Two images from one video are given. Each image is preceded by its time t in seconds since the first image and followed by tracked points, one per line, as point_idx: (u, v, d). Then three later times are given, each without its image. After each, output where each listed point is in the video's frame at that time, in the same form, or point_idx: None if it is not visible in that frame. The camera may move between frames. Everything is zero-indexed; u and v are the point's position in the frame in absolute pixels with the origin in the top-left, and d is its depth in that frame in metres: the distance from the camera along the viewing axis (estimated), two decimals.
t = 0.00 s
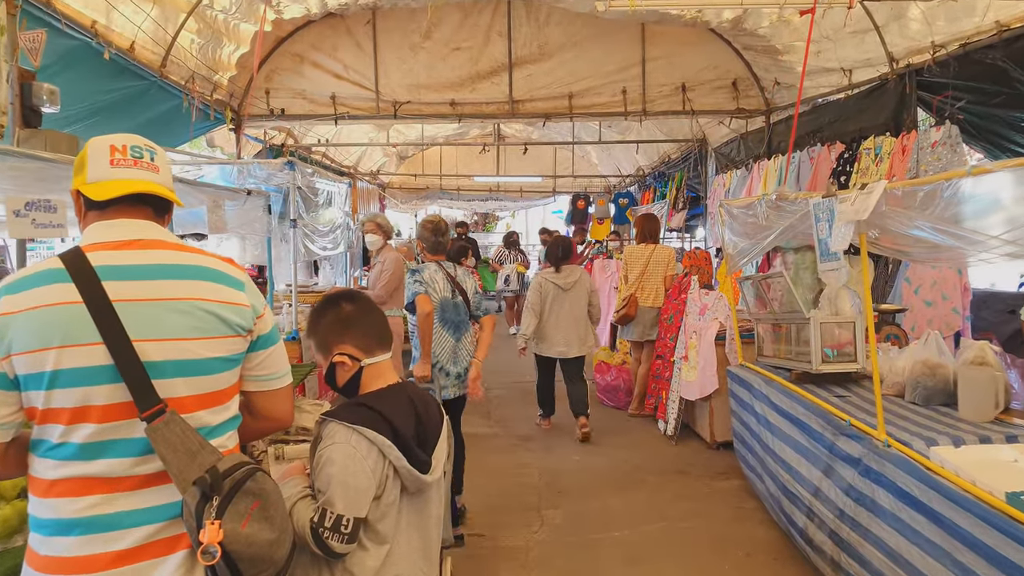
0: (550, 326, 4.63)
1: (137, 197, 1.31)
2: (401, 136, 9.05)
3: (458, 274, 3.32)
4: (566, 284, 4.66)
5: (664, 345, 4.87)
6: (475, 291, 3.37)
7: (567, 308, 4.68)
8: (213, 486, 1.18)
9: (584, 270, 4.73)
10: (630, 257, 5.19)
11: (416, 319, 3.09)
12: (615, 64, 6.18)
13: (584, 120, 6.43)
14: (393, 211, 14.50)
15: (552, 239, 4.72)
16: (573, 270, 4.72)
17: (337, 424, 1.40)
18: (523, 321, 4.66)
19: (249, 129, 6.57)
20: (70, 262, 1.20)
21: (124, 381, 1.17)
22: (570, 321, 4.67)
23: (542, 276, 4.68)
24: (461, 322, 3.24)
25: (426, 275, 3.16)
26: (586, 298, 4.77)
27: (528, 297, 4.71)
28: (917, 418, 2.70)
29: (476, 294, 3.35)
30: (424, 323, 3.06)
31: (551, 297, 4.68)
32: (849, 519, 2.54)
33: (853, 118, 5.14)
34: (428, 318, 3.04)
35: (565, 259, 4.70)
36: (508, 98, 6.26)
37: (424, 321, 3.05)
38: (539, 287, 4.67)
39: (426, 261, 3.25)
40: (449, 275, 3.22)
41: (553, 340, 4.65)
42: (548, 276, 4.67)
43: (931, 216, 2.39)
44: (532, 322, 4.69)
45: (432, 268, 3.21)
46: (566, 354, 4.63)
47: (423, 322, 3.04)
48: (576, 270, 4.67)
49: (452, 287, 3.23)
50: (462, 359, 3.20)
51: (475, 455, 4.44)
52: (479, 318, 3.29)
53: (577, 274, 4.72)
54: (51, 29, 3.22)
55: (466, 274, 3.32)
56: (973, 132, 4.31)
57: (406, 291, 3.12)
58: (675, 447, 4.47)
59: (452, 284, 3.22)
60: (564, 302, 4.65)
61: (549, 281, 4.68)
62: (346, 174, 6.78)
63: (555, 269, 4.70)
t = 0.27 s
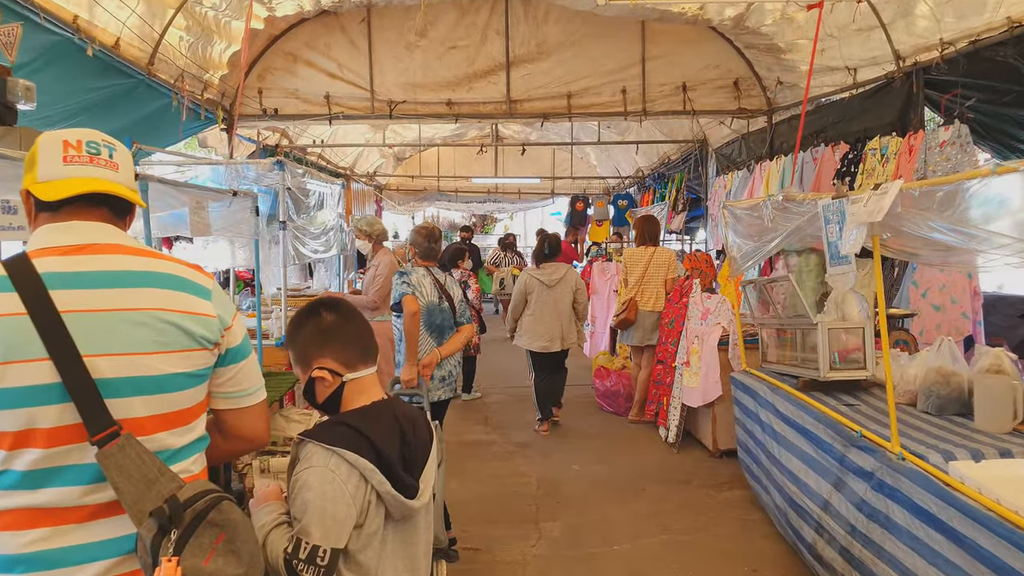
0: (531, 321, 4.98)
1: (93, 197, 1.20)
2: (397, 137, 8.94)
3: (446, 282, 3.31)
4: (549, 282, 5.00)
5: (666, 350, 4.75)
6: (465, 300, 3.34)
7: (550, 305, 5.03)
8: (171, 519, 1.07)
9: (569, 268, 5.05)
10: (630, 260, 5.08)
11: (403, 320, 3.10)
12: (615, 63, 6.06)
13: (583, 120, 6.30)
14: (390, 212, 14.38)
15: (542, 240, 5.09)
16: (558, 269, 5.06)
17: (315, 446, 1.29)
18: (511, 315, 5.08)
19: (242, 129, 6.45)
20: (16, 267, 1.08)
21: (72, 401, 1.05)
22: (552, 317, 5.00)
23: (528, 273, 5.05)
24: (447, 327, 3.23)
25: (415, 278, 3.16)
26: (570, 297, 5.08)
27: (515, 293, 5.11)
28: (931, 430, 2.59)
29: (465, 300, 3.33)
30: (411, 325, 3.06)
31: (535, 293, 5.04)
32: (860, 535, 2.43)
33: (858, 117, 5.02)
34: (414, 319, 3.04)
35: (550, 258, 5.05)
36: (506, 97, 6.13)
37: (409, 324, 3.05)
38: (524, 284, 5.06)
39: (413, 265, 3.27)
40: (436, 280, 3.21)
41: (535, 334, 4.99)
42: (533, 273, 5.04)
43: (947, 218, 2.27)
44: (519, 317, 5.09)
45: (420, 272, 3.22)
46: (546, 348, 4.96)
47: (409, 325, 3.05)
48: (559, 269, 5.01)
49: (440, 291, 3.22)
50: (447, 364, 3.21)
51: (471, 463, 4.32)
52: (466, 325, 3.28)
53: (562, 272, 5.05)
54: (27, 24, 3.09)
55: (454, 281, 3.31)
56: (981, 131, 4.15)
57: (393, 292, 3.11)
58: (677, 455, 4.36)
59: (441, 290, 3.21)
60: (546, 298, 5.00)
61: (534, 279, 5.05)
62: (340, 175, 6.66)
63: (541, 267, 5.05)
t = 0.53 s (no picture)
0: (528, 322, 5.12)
1: (35, 190, 1.06)
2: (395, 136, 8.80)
3: (433, 279, 3.41)
4: (546, 285, 5.17)
5: (670, 355, 4.62)
6: (448, 297, 3.46)
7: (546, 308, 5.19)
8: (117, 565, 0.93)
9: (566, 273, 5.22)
10: (632, 261, 4.95)
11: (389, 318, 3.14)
12: (617, 61, 5.93)
13: (584, 118, 6.16)
14: (388, 213, 14.25)
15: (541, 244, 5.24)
16: (555, 273, 5.24)
17: (292, 475, 1.15)
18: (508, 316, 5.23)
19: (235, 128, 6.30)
20: None
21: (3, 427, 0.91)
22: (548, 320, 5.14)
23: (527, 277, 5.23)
24: (431, 324, 3.36)
25: (399, 277, 3.24)
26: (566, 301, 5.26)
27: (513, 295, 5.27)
28: (955, 442, 2.45)
29: (448, 297, 3.44)
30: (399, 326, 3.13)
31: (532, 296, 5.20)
32: (882, 555, 2.28)
33: (868, 115, 4.89)
34: (402, 320, 3.11)
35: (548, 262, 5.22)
36: (506, 95, 6.00)
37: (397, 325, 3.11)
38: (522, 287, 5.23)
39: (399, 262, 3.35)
40: (421, 279, 3.31)
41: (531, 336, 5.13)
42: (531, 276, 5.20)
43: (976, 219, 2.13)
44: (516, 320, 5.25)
45: (406, 269, 3.30)
46: (541, 350, 5.10)
47: (397, 325, 3.11)
48: (557, 274, 5.19)
49: (424, 288, 3.32)
50: (431, 358, 3.38)
51: (470, 472, 4.18)
52: (450, 321, 3.43)
53: (559, 276, 5.22)
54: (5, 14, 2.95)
55: (438, 280, 3.41)
56: (996, 131, 3.99)
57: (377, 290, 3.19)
58: (682, 464, 4.22)
59: (425, 287, 3.31)
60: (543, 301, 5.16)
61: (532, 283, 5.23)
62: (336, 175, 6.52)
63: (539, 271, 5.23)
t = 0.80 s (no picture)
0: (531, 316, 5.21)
1: None
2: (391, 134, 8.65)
3: (414, 279, 3.34)
4: (548, 279, 5.29)
5: (677, 359, 4.45)
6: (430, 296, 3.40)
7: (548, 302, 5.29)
8: None
9: (567, 268, 5.35)
10: (636, 261, 4.79)
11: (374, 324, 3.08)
12: (619, 54, 5.77)
13: (587, 114, 5.99)
14: (386, 213, 14.08)
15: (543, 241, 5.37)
16: (557, 269, 5.36)
17: (267, 507, 1.02)
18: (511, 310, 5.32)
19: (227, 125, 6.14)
20: None
21: None
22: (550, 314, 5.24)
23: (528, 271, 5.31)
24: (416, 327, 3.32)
25: (382, 280, 3.16)
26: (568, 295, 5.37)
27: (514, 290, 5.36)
28: (991, 453, 2.29)
29: (431, 296, 3.39)
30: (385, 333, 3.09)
31: (534, 290, 5.31)
32: None
33: (882, 109, 4.71)
34: (389, 328, 3.06)
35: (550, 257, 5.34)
36: (506, 91, 5.84)
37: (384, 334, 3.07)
38: (524, 281, 5.32)
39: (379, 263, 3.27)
40: (403, 280, 3.24)
41: (533, 329, 5.21)
42: (533, 271, 5.30)
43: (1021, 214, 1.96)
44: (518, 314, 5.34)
45: (386, 270, 3.21)
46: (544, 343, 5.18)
47: (384, 333, 3.06)
48: (559, 269, 5.31)
49: (406, 289, 3.24)
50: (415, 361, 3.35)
51: (470, 481, 4.03)
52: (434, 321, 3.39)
53: (561, 271, 5.35)
54: None
55: (421, 280, 3.34)
56: (1019, 124, 3.75)
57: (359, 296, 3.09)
58: (691, 472, 4.06)
59: (407, 289, 3.24)
60: (545, 295, 5.26)
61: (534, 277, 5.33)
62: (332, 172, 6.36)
63: (541, 266, 5.33)
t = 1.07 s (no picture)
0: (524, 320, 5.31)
1: None
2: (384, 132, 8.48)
3: (381, 281, 3.55)
4: (540, 283, 5.36)
5: (679, 363, 4.27)
6: (396, 297, 3.64)
7: (541, 305, 5.37)
8: None
9: (558, 271, 5.42)
10: (636, 260, 4.63)
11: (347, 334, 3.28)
12: (617, 48, 5.60)
13: (584, 110, 5.81)
14: (379, 213, 13.89)
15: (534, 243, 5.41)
16: (548, 272, 5.43)
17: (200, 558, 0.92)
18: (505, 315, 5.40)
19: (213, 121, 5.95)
20: None
21: None
22: (542, 317, 5.34)
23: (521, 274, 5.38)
24: (385, 330, 3.57)
25: (353, 290, 3.36)
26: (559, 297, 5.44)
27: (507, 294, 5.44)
28: None
29: (397, 299, 3.63)
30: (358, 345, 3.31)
31: (526, 294, 5.40)
32: None
33: (888, 104, 4.51)
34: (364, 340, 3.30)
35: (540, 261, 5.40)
36: (501, 86, 5.66)
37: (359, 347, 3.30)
38: (516, 285, 5.40)
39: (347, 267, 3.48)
40: (372, 287, 3.45)
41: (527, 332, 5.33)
42: (525, 275, 5.37)
43: None
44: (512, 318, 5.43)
45: (356, 276, 3.42)
46: (538, 347, 5.27)
47: (358, 345, 3.29)
48: (550, 272, 5.38)
49: (375, 294, 3.47)
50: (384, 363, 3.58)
51: (464, 491, 3.85)
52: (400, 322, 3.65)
53: (552, 274, 5.42)
54: None
55: (387, 285, 3.57)
56: None
57: (332, 307, 3.30)
58: (695, 482, 3.89)
59: (376, 293, 3.47)
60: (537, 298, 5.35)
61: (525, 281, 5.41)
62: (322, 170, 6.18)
63: (532, 270, 5.40)
